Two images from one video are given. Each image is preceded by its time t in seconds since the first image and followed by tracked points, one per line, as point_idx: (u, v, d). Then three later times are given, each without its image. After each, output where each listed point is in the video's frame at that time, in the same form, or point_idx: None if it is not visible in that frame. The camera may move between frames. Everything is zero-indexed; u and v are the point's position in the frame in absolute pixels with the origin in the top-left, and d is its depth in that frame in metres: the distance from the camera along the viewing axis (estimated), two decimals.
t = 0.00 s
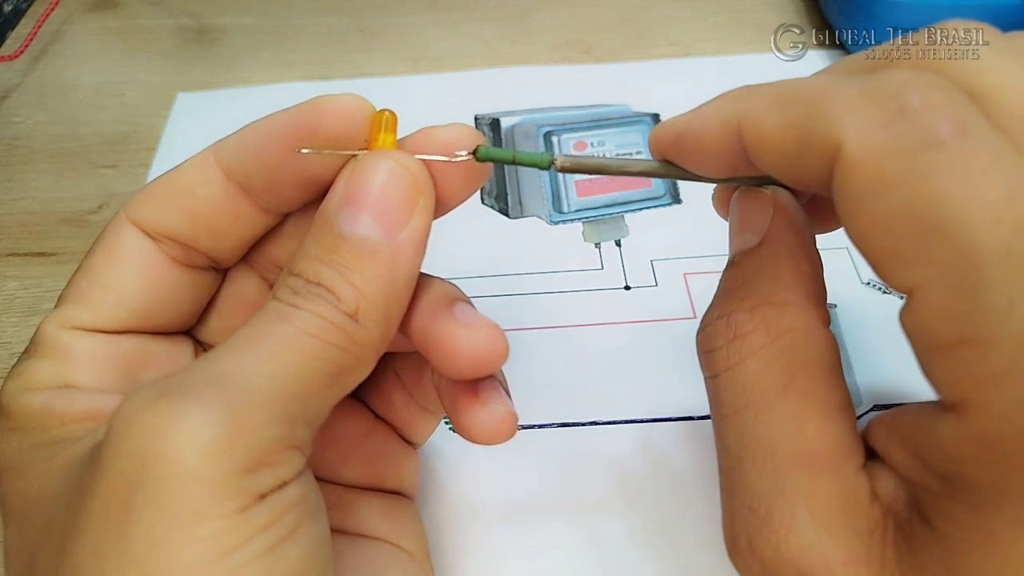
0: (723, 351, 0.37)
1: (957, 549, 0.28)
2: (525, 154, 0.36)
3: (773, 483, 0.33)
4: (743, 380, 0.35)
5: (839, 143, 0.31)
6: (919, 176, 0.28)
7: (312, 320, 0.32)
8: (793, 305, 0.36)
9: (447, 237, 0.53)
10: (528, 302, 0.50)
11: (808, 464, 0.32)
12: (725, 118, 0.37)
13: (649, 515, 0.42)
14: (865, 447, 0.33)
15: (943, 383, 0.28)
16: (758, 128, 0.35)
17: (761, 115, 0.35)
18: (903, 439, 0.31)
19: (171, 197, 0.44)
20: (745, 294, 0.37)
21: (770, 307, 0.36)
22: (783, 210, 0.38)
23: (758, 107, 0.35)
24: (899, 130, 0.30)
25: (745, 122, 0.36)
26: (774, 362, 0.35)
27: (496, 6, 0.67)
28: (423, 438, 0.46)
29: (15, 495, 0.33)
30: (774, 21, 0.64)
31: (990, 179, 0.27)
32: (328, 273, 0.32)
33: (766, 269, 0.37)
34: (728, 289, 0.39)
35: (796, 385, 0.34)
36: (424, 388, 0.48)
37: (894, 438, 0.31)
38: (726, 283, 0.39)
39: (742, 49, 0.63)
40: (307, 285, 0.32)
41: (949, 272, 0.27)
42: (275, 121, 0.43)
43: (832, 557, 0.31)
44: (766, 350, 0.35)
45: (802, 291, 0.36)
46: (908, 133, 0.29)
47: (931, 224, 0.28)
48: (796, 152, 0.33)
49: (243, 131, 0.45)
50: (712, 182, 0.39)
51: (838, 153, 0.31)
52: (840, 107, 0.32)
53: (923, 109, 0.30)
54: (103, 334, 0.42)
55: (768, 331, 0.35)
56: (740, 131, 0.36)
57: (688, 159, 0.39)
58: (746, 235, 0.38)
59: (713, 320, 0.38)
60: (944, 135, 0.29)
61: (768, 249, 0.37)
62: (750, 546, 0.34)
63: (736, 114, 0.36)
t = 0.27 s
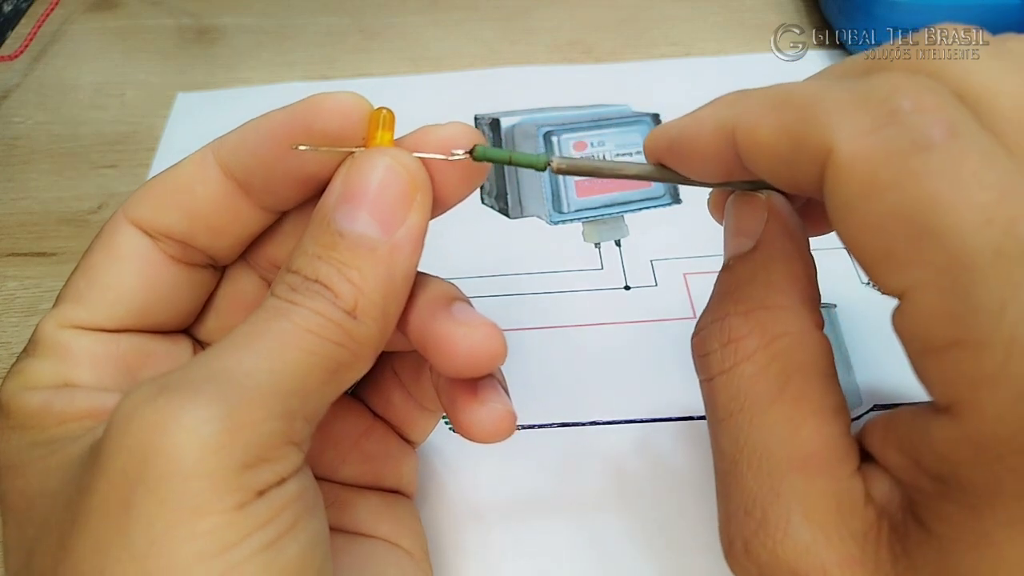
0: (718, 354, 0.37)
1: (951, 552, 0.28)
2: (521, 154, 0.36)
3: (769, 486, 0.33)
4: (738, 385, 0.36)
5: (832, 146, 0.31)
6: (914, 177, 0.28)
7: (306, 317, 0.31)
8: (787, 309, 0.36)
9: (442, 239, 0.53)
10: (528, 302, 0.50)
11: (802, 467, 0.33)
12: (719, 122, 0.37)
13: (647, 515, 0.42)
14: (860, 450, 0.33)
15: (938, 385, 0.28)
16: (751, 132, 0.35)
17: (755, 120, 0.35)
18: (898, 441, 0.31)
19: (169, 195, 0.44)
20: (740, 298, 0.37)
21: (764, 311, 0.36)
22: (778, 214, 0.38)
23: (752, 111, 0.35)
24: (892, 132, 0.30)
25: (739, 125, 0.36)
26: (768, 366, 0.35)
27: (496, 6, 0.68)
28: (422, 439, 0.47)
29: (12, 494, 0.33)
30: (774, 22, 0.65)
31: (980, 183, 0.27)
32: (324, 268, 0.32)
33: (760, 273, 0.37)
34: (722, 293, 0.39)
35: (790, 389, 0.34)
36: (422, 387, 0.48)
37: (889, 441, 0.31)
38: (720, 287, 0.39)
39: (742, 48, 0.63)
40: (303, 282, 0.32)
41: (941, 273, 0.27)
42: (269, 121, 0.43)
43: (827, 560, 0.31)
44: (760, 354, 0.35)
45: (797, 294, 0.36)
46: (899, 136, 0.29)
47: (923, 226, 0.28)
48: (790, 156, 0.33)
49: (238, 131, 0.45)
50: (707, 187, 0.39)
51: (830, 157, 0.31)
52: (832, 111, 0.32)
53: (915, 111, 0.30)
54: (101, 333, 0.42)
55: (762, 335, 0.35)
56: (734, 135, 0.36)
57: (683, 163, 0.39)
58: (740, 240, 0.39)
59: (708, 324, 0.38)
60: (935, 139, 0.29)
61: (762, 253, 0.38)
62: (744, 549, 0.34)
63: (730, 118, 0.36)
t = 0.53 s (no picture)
0: (730, 344, 0.37)
1: (958, 543, 0.28)
2: (526, 135, 0.37)
3: (778, 476, 0.33)
4: (749, 373, 0.35)
5: (842, 136, 0.31)
6: (923, 171, 0.28)
7: (265, 288, 0.30)
8: (796, 299, 0.36)
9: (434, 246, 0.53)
10: (528, 302, 0.50)
11: (812, 457, 0.32)
12: (727, 111, 0.37)
13: (649, 514, 0.42)
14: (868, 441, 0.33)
15: (946, 379, 0.28)
16: (761, 122, 0.35)
17: (765, 110, 0.35)
18: (904, 433, 0.31)
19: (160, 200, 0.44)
20: (749, 287, 0.37)
21: (774, 300, 0.36)
22: (786, 204, 0.38)
23: (761, 101, 0.35)
24: (901, 126, 0.30)
25: (748, 115, 0.36)
26: (780, 355, 0.35)
27: (496, 6, 0.68)
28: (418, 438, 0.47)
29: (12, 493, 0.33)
30: (774, 22, 0.65)
31: (988, 177, 0.28)
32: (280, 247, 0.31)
33: (769, 262, 0.37)
34: (730, 283, 0.38)
35: (802, 377, 0.34)
36: (416, 387, 0.47)
37: (896, 433, 0.32)
38: (727, 276, 0.39)
39: (742, 48, 0.63)
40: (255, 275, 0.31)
41: (949, 267, 0.28)
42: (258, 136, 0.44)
43: (836, 548, 0.31)
44: (771, 343, 0.35)
45: (805, 283, 0.36)
46: (910, 128, 0.30)
47: (930, 220, 0.28)
48: (800, 147, 0.33)
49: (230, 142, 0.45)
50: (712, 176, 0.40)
51: (840, 148, 0.31)
52: (841, 102, 0.32)
53: (925, 105, 0.30)
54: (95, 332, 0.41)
55: (773, 324, 0.35)
56: (743, 125, 0.36)
57: (690, 151, 0.39)
58: (747, 229, 0.38)
59: (717, 314, 0.38)
60: (945, 131, 0.29)
61: (771, 242, 0.37)
62: (755, 540, 0.34)
63: (738, 107, 0.36)
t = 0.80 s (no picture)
0: (732, 342, 0.37)
1: (956, 542, 0.28)
2: (525, 129, 0.37)
3: (780, 472, 0.33)
4: (751, 372, 0.36)
5: (840, 136, 0.31)
6: (921, 171, 0.29)
7: (310, 279, 0.26)
8: (796, 297, 0.36)
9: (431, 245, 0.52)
10: (522, 303, 0.50)
11: (812, 453, 0.33)
12: (725, 109, 0.37)
13: (648, 513, 0.42)
14: (867, 439, 0.33)
15: (943, 378, 0.29)
16: (758, 121, 0.35)
17: (763, 109, 0.35)
18: (902, 432, 0.31)
19: (180, 169, 0.40)
20: (750, 286, 0.38)
21: (774, 298, 0.36)
22: (785, 202, 0.38)
23: (758, 99, 0.35)
24: (899, 127, 0.30)
25: (746, 114, 0.36)
26: (780, 355, 0.35)
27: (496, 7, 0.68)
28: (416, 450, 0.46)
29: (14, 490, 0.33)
30: (774, 22, 0.65)
31: (988, 174, 0.28)
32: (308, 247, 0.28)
33: (769, 260, 0.37)
34: (732, 281, 0.39)
35: (803, 376, 0.34)
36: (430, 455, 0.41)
37: (894, 431, 0.32)
38: (728, 274, 0.39)
39: (742, 49, 0.63)
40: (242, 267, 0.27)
41: (947, 266, 0.28)
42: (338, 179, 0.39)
43: (835, 544, 0.31)
44: (771, 342, 0.35)
45: (806, 280, 0.37)
46: (908, 129, 0.30)
47: (929, 219, 0.28)
48: (798, 146, 0.34)
49: (261, 162, 0.39)
50: (711, 171, 0.40)
51: (839, 148, 0.31)
52: (838, 101, 0.32)
53: (923, 105, 0.30)
54: (117, 306, 0.39)
55: (773, 323, 0.36)
56: (741, 123, 0.36)
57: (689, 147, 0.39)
58: (746, 226, 0.39)
59: (718, 313, 0.39)
60: (944, 131, 0.29)
61: (771, 240, 0.38)
62: (755, 536, 0.34)
63: (736, 105, 0.36)
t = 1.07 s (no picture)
0: (734, 340, 0.37)
1: (956, 541, 0.29)
2: (528, 125, 0.37)
3: (782, 471, 0.33)
4: (754, 369, 0.36)
5: (845, 132, 0.31)
6: (925, 171, 0.29)
7: (410, 314, 0.27)
8: (801, 294, 0.36)
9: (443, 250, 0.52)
10: (522, 308, 0.50)
11: (815, 451, 0.33)
12: (731, 104, 0.37)
13: (648, 516, 0.42)
14: (870, 439, 0.33)
15: (947, 378, 0.29)
16: (763, 117, 0.35)
17: (769, 105, 0.35)
18: (905, 431, 0.31)
19: (295, 181, 0.37)
20: (753, 282, 0.37)
21: (778, 296, 0.36)
22: (787, 197, 0.38)
23: (764, 94, 0.35)
24: (906, 123, 0.30)
25: (751, 109, 0.36)
26: (783, 352, 0.35)
27: (496, 7, 0.68)
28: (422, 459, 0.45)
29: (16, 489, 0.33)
30: (774, 22, 0.65)
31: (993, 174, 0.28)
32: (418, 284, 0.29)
33: (774, 257, 0.37)
34: (735, 278, 0.39)
35: (807, 373, 0.34)
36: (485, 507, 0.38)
37: (897, 431, 0.32)
38: (732, 271, 0.39)
39: (743, 49, 0.63)
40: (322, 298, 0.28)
41: (953, 264, 0.28)
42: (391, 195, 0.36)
43: (835, 543, 0.32)
44: (775, 339, 0.35)
45: (810, 278, 0.36)
46: (915, 128, 0.30)
47: (932, 219, 0.28)
48: (802, 142, 0.34)
49: (347, 195, 0.37)
50: (714, 166, 0.40)
51: (844, 144, 0.31)
52: (845, 98, 0.32)
53: (930, 103, 0.30)
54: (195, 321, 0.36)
55: (777, 320, 0.36)
56: (746, 118, 0.36)
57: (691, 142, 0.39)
58: (750, 223, 0.38)
59: (722, 310, 0.38)
60: (952, 130, 0.29)
61: (774, 237, 0.37)
62: (754, 533, 0.35)
63: (742, 101, 0.37)
